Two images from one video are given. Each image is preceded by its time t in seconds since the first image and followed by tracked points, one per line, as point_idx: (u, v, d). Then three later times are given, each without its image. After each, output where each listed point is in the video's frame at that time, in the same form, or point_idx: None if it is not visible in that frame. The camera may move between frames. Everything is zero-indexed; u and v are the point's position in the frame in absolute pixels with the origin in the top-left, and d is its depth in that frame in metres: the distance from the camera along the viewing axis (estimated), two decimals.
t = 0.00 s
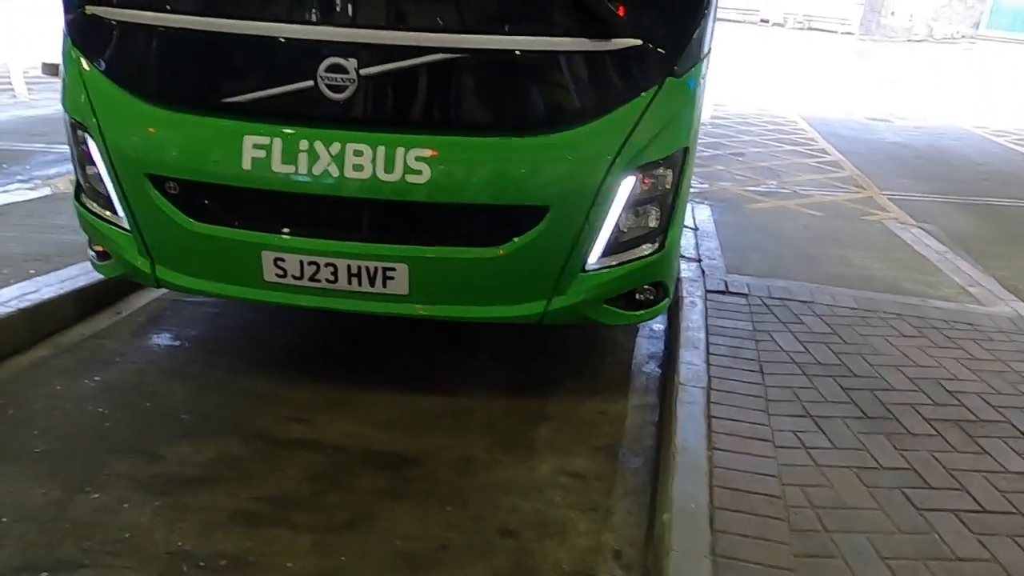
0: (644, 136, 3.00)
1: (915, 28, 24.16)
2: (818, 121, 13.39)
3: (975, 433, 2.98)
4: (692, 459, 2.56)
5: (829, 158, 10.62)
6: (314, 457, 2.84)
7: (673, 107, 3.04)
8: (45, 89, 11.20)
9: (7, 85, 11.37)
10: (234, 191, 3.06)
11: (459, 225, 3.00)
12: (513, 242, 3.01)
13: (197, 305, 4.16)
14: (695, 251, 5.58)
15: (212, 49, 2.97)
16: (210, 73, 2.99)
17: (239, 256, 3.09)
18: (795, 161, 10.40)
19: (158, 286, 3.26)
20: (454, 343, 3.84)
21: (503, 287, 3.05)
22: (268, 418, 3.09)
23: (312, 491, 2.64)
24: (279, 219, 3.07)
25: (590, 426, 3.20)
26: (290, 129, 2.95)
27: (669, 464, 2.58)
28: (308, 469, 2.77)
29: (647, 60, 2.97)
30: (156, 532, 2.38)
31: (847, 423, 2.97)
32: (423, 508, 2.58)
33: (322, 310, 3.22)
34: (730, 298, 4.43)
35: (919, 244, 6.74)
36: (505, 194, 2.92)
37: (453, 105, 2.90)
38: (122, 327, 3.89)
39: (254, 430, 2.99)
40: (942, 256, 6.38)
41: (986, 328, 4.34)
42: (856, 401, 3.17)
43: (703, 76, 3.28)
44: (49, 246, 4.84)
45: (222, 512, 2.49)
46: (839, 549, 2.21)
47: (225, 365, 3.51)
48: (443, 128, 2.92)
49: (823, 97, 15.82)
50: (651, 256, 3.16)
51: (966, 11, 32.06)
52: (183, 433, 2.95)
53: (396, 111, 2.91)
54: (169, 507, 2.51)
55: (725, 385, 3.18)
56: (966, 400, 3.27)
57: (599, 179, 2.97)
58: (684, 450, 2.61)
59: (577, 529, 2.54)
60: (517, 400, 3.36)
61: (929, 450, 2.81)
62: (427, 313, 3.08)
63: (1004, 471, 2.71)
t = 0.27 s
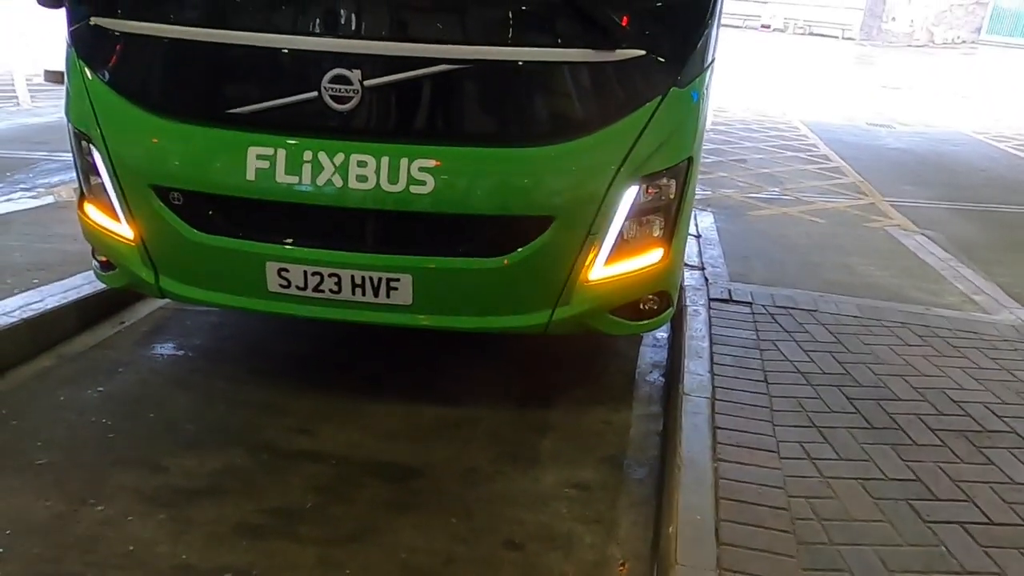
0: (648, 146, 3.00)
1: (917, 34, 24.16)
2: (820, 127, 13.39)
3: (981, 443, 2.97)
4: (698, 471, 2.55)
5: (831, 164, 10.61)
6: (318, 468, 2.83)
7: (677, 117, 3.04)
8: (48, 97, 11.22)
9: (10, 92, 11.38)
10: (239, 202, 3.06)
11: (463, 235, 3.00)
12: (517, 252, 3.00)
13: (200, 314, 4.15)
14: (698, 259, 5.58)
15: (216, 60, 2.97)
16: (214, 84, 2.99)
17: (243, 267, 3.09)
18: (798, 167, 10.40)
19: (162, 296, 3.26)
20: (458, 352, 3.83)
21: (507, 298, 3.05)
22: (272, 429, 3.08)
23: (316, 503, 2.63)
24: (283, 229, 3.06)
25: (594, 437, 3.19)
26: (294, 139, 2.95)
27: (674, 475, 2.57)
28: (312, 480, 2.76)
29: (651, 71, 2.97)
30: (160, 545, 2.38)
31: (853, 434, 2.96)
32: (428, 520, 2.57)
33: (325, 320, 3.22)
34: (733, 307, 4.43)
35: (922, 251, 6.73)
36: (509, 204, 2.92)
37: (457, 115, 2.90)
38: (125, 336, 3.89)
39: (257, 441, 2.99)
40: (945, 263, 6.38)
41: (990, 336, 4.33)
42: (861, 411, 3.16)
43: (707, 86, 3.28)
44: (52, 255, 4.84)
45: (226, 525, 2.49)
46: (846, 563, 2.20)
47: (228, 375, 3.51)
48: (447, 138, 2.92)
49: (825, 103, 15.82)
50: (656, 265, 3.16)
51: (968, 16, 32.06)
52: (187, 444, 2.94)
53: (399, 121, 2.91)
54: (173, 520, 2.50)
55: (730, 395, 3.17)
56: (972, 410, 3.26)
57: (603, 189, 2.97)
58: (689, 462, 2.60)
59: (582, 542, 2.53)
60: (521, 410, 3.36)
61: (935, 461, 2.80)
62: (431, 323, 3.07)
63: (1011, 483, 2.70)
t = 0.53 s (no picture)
0: (652, 155, 2.99)
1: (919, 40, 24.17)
2: (822, 134, 13.39)
3: (988, 453, 2.95)
4: (704, 483, 2.54)
5: (833, 171, 10.61)
6: (321, 480, 2.82)
7: (681, 126, 3.03)
8: (52, 106, 11.25)
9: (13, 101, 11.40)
10: (242, 212, 3.05)
11: (466, 245, 2.99)
12: (520, 262, 2.99)
13: (203, 324, 4.15)
14: (701, 267, 5.57)
15: (218, 70, 2.97)
16: (217, 94, 2.98)
17: (246, 277, 3.08)
18: (800, 174, 10.39)
19: (165, 306, 3.26)
20: (461, 362, 3.82)
21: (511, 307, 3.04)
22: (274, 439, 3.07)
23: (320, 514, 2.62)
24: (286, 239, 3.06)
25: (599, 447, 3.17)
26: (297, 150, 2.95)
27: (680, 486, 2.55)
28: (315, 491, 2.75)
29: (655, 80, 2.96)
30: (163, 558, 2.36)
31: (859, 444, 2.94)
32: (432, 532, 2.56)
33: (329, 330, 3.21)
34: (737, 315, 4.41)
35: (925, 258, 6.72)
36: (513, 214, 2.91)
37: (460, 125, 2.90)
38: (127, 346, 3.88)
39: (260, 452, 2.98)
40: (949, 271, 6.36)
41: (996, 345, 4.31)
42: (867, 421, 3.14)
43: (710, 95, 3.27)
44: (55, 265, 4.83)
45: (229, 537, 2.47)
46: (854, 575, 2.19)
47: (232, 385, 3.50)
48: (450, 148, 2.91)
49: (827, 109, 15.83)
50: (660, 275, 3.15)
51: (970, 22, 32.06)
52: (189, 455, 2.93)
53: (402, 131, 2.90)
54: (176, 532, 2.49)
55: (735, 405, 3.16)
56: (978, 419, 3.25)
57: (607, 199, 2.96)
58: (695, 473, 2.59)
59: (587, 553, 2.52)
60: (525, 420, 3.34)
61: (942, 471, 2.79)
62: (434, 333, 3.06)
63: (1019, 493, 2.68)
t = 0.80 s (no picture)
0: (656, 168, 2.99)
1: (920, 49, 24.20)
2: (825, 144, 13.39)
3: (998, 466, 2.93)
4: (711, 497, 2.52)
5: (837, 181, 10.60)
6: (326, 495, 2.80)
7: (685, 139, 3.03)
8: (56, 121, 11.29)
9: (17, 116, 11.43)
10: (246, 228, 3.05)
11: (471, 259, 2.98)
12: (525, 275, 2.99)
13: (207, 339, 4.14)
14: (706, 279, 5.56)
15: (222, 86, 2.97)
16: (221, 110, 2.99)
17: (250, 292, 3.08)
18: (803, 184, 10.39)
19: (169, 322, 3.25)
20: (466, 376, 3.81)
21: (515, 321, 3.03)
22: (279, 455, 3.06)
23: (325, 531, 2.60)
24: (290, 254, 3.05)
25: (605, 461, 3.15)
26: (301, 165, 2.95)
27: (687, 501, 2.54)
28: (320, 507, 2.73)
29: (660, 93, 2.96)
30: None
31: (867, 457, 2.92)
32: (438, 548, 2.54)
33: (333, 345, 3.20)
34: (742, 327, 4.39)
35: (930, 268, 6.70)
36: (517, 228, 2.91)
37: (464, 139, 2.89)
38: (131, 362, 3.87)
39: (265, 468, 2.96)
40: (954, 280, 6.34)
41: (1003, 355, 4.29)
42: (875, 433, 3.12)
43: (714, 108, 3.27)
44: (59, 280, 4.83)
45: (234, 554, 2.46)
46: None
47: (236, 400, 3.49)
48: (454, 162, 2.91)
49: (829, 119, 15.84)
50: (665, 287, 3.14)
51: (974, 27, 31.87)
52: (194, 471, 2.92)
53: (405, 146, 2.90)
54: (181, 549, 2.47)
55: (741, 418, 3.14)
56: (987, 431, 3.22)
57: (612, 212, 2.95)
58: (701, 487, 2.57)
59: (594, 569, 2.50)
60: (531, 433, 3.33)
61: (952, 484, 2.76)
62: (439, 347, 3.05)
63: None
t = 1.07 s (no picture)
0: (661, 183, 2.98)
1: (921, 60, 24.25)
2: (827, 156, 13.40)
3: (1008, 480, 2.91)
4: (719, 513, 2.50)
5: (840, 193, 10.60)
6: (331, 512, 2.79)
7: (690, 153, 3.03)
8: (60, 137, 11.32)
9: (22, 132, 11.48)
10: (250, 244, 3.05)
11: (476, 275, 2.98)
12: (530, 290, 2.98)
13: (211, 355, 4.13)
14: (710, 292, 5.55)
15: (226, 102, 2.98)
16: (225, 127, 2.99)
17: (255, 308, 3.07)
18: (806, 196, 10.38)
19: (173, 338, 3.25)
20: (470, 390, 3.80)
21: (521, 336, 3.02)
22: (283, 472, 3.04)
23: (330, 548, 2.59)
24: (295, 270, 3.05)
25: (611, 476, 3.14)
26: (305, 181, 2.95)
27: (695, 517, 2.52)
28: (326, 524, 2.72)
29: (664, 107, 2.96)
30: None
31: (875, 472, 2.90)
32: (444, 565, 2.53)
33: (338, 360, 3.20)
34: (747, 340, 4.38)
35: (935, 280, 6.69)
36: (522, 243, 2.90)
37: (469, 154, 2.89)
38: (135, 378, 3.87)
39: (269, 485, 2.95)
40: (959, 292, 6.33)
41: (1010, 368, 4.27)
42: (883, 447, 3.10)
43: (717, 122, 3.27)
44: (63, 296, 4.83)
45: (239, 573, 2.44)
46: None
47: (240, 416, 3.48)
48: (458, 177, 2.91)
49: (832, 131, 15.85)
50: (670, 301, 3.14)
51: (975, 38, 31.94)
52: (198, 488, 2.91)
53: (410, 161, 2.89)
54: (186, 568, 2.46)
55: (748, 432, 3.12)
56: (996, 445, 3.21)
57: (617, 226, 2.95)
58: (710, 502, 2.55)
59: None
60: (537, 448, 3.31)
61: (962, 498, 2.75)
62: (444, 362, 3.04)
63: None
